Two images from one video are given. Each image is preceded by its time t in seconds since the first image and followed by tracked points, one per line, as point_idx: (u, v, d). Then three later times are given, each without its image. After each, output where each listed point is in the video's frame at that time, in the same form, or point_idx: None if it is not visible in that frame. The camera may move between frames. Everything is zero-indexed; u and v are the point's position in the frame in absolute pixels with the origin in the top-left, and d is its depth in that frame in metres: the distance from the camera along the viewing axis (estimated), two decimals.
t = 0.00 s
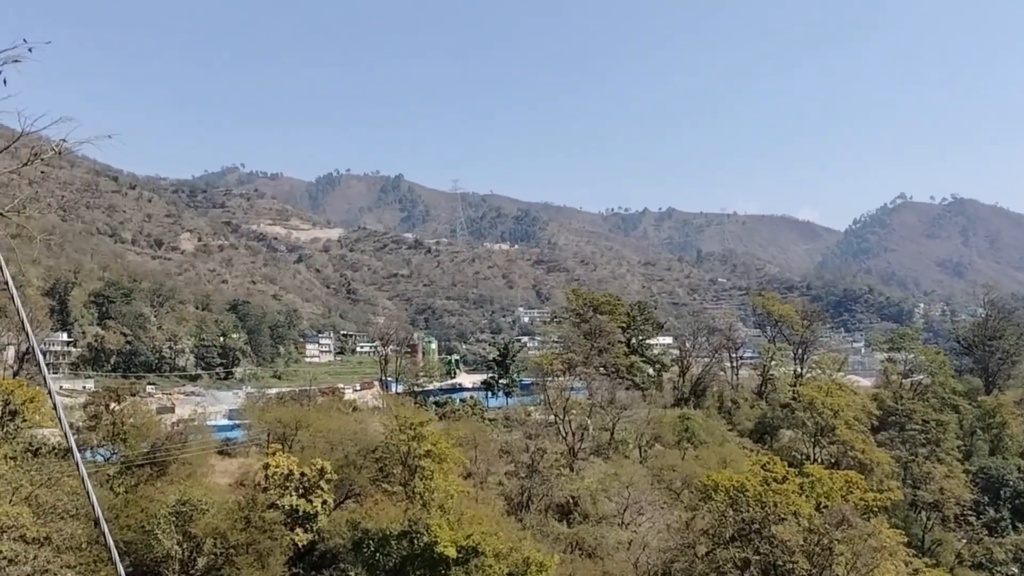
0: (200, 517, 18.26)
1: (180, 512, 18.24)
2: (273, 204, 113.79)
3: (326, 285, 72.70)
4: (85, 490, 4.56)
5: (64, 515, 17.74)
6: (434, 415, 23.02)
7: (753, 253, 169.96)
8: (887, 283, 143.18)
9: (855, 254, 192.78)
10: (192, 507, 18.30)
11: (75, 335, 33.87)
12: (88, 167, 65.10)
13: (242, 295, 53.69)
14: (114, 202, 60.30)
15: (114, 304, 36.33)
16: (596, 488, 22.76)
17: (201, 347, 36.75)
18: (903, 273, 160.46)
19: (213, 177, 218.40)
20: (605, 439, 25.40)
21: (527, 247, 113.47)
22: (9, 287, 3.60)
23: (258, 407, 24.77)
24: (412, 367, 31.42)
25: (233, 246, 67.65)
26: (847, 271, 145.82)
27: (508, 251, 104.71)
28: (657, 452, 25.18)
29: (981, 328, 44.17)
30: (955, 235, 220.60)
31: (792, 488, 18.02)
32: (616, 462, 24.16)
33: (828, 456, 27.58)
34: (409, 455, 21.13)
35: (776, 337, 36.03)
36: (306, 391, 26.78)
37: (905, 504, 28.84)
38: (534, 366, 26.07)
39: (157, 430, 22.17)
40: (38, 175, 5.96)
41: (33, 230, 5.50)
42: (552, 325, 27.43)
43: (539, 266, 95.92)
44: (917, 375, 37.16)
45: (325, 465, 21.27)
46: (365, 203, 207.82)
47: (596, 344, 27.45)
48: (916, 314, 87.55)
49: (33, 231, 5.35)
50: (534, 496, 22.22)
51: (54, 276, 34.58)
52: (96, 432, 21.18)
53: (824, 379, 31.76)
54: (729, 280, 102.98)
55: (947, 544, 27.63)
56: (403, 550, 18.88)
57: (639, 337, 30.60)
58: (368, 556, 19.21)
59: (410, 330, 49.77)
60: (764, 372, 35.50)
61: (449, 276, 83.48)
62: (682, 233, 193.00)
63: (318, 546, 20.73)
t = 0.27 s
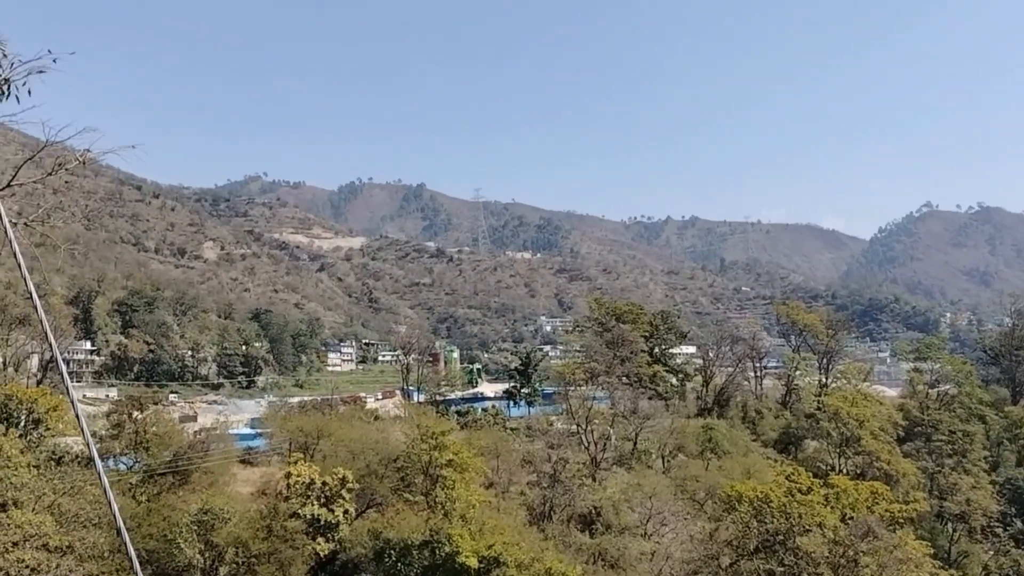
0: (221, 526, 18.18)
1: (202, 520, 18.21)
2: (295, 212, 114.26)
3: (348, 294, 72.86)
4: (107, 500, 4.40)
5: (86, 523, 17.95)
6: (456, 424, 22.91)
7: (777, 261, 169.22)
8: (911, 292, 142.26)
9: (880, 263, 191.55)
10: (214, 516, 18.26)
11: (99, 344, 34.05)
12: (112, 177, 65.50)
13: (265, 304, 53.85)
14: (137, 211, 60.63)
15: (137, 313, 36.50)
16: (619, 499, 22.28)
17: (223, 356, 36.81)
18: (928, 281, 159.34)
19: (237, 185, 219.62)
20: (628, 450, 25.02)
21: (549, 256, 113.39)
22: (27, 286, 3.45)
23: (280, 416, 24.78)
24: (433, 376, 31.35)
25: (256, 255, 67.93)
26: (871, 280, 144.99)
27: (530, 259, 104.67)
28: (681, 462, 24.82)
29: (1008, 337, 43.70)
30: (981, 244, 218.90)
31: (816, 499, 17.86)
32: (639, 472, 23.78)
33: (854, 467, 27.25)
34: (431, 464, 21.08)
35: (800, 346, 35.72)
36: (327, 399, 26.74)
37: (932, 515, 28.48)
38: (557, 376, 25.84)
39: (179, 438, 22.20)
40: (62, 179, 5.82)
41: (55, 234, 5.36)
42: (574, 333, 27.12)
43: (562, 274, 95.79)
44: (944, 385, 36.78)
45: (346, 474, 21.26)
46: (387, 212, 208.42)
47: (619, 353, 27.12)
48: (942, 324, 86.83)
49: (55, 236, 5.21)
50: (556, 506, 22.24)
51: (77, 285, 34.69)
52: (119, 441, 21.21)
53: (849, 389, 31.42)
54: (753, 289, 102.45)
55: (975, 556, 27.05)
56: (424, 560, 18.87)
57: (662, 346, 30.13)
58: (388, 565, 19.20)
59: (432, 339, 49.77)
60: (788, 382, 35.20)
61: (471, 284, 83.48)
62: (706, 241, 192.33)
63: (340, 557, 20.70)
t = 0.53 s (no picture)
0: (246, 534, 18.16)
1: (227, 529, 18.18)
2: (321, 220, 114.72)
3: (372, 302, 73.01)
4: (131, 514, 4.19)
5: (111, 531, 18.27)
6: (480, 432, 22.77)
7: (803, 268, 168.28)
8: (940, 300, 141.10)
9: (908, 271, 190.09)
10: (238, 524, 18.25)
11: (124, 351, 34.25)
12: (138, 185, 65.95)
13: (289, 312, 54.00)
14: (164, 219, 61.00)
15: (163, 320, 36.68)
16: (644, 508, 21.59)
17: (247, 364, 36.88)
18: (957, 289, 157.94)
19: (263, 193, 220.88)
20: (653, 458, 24.69)
21: (575, 264, 113.20)
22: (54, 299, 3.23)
23: (304, 424, 24.76)
24: (457, 385, 31.26)
25: (280, 263, 68.25)
26: (899, 287, 143.91)
27: (555, 267, 104.57)
28: (707, 471, 24.47)
29: None
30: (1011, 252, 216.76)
31: (844, 510, 17.61)
32: (664, 482, 23.35)
33: (882, 477, 26.91)
34: (454, 473, 20.99)
35: (827, 356, 35.37)
36: (351, 408, 26.68)
37: (961, 526, 28.09)
38: (582, 384, 25.57)
39: (204, 446, 22.23)
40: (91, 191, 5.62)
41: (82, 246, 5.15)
42: (599, 342, 26.81)
43: (586, 283, 95.63)
44: (973, 395, 36.32)
45: (370, 483, 21.21)
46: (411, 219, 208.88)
47: (644, 362, 26.80)
48: (971, 333, 85.94)
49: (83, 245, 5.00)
50: (581, 516, 22.11)
51: (104, 293, 34.86)
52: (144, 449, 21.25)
53: (877, 399, 31.05)
54: (779, 297, 101.90)
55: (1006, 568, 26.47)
56: (448, 569, 18.75)
57: (688, 355, 29.64)
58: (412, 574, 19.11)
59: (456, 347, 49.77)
60: (815, 392, 34.86)
61: (495, 292, 83.47)
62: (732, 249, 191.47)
63: (361, 568, 20.17)
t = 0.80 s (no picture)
0: (276, 541, 18.30)
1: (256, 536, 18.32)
2: (349, 228, 115.14)
3: (400, 309, 73.15)
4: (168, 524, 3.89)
5: (141, 538, 18.60)
6: (508, 440, 22.61)
7: (834, 274, 167.10)
8: (973, 308, 139.66)
9: (940, 278, 188.36)
10: (267, 531, 18.34)
11: (154, 358, 34.42)
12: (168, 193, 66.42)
13: (317, 319, 54.12)
14: (193, 227, 61.38)
15: (192, 327, 36.83)
16: (674, 518, 21.37)
17: (276, 370, 36.96)
18: (990, 297, 156.29)
19: (291, 201, 221.97)
20: (683, 467, 24.39)
21: (604, 272, 112.96)
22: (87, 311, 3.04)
23: (332, 432, 24.72)
24: (485, 392, 31.16)
25: (309, 270, 68.51)
26: (931, 295, 142.60)
27: (583, 274, 104.37)
28: (737, 481, 24.18)
29: None
30: None
31: (876, 520, 17.42)
32: (694, 491, 23.03)
33: (915, 487, 26.56)
34: (483, 481, 20.88)
35: (859, 364, 34.98)
36: (380, 416, 26.68)
37: (995, 537, 27.64)
38: (610, 392, 25.25)
39: (233, 453, 22.23)
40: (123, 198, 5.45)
41: (113, 255, 4.97)
42: (627, 349, 26.44)
43: (615, 290, 95.38)
44: (1007, 404, 35.80)
45: (397, 491, 21.15)
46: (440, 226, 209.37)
47: (673, 369, 26.42)
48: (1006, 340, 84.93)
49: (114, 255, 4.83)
50: (610, 525, 21.90)
51: (133, 301, 35.06)
52: (173, 456, 21.28)
53: (910, 407, 30.65)
54: (810, 305, 101.14)
55: None
56: None
57: (718, 363, 29.07)
58: None
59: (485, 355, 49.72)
60: (846, 400, 34.47)
61: (523, 300, 83.41)
62: (761, 256, 190.43)
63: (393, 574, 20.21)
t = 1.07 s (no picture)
0: (308, 548, 19.21)
1: (290, 542, 19.23)
2: (381, 234, 115.50)
3: (432, 315, 73.29)
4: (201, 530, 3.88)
5: (174, 544, 18.84)
6: (541, 447, 22.44)
7: (869, 280, 165.74)
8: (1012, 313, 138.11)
9: (977, 284, 186.30)
10: (300, 539, 19.25)
11: (188, 364, 34.61)
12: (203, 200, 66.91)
13: (350, 325, 54.29)
14: (227, 233, 61.77)
15: (226, 333, 37.02)
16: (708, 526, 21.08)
17: (309, 377, 37.54)
18: None
19: (324, 207, 223.23)
20: (717, 476, 24.10)
21: (637, 278, 112.62)
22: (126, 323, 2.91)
23: (364, 439, 24.63)
24: (518, 399, 31.07)
25: (341, 276, 68.79)
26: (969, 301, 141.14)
27: (616, 280, 104.11)
28: (772, 489, 23.87)
29: None
30: None
31: (914, 529, 17.12)
32: (728, 499, 22.74)
33: (952, 495, 26.17)
34: (516, 489, 20.66)
35: (896, 371, 34.55)
36: (412, 422, 26.70)
37: None
38: (643, 399, 24.96)
39: (266, 459, 22.30)
40: (161, 206, 5.34)
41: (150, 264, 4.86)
42: (660, 355, 26.12)
43: (647, 296, 95.05)
44: None
45: (430, 498, 21.00)
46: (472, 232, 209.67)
47: (707, 376, 26.11)
48: None
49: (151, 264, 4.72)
50: (643, 533, 21.73)
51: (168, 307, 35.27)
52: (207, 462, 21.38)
53: (948, 415, 30.22)
54: (845, 311, 100.24)
55: None
56: None
57: (752, 369, 28.70)
58: None
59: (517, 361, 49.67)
60: (883, 408, 34.06)
61: (555, 306, 83.29)
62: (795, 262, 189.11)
63: None
